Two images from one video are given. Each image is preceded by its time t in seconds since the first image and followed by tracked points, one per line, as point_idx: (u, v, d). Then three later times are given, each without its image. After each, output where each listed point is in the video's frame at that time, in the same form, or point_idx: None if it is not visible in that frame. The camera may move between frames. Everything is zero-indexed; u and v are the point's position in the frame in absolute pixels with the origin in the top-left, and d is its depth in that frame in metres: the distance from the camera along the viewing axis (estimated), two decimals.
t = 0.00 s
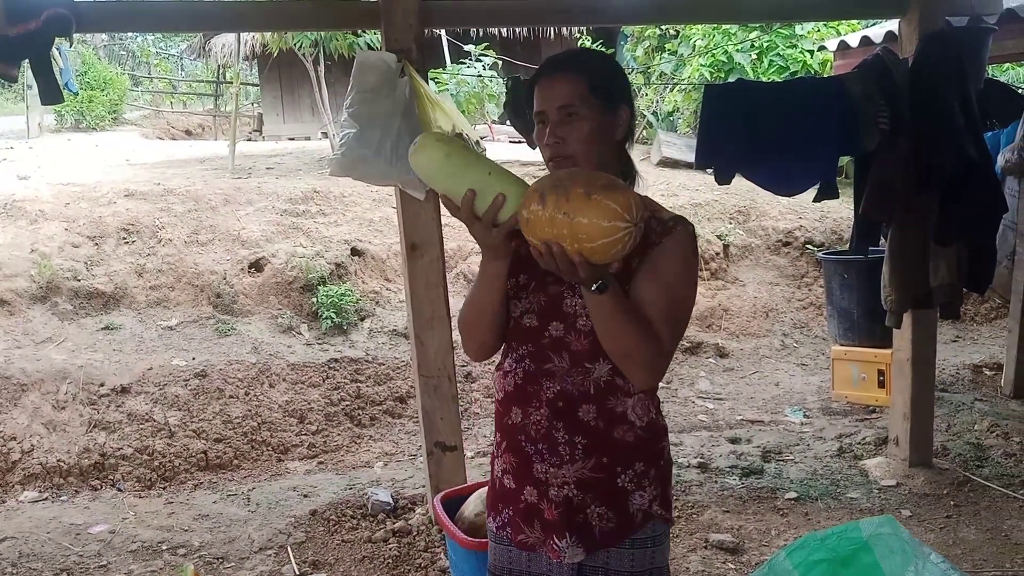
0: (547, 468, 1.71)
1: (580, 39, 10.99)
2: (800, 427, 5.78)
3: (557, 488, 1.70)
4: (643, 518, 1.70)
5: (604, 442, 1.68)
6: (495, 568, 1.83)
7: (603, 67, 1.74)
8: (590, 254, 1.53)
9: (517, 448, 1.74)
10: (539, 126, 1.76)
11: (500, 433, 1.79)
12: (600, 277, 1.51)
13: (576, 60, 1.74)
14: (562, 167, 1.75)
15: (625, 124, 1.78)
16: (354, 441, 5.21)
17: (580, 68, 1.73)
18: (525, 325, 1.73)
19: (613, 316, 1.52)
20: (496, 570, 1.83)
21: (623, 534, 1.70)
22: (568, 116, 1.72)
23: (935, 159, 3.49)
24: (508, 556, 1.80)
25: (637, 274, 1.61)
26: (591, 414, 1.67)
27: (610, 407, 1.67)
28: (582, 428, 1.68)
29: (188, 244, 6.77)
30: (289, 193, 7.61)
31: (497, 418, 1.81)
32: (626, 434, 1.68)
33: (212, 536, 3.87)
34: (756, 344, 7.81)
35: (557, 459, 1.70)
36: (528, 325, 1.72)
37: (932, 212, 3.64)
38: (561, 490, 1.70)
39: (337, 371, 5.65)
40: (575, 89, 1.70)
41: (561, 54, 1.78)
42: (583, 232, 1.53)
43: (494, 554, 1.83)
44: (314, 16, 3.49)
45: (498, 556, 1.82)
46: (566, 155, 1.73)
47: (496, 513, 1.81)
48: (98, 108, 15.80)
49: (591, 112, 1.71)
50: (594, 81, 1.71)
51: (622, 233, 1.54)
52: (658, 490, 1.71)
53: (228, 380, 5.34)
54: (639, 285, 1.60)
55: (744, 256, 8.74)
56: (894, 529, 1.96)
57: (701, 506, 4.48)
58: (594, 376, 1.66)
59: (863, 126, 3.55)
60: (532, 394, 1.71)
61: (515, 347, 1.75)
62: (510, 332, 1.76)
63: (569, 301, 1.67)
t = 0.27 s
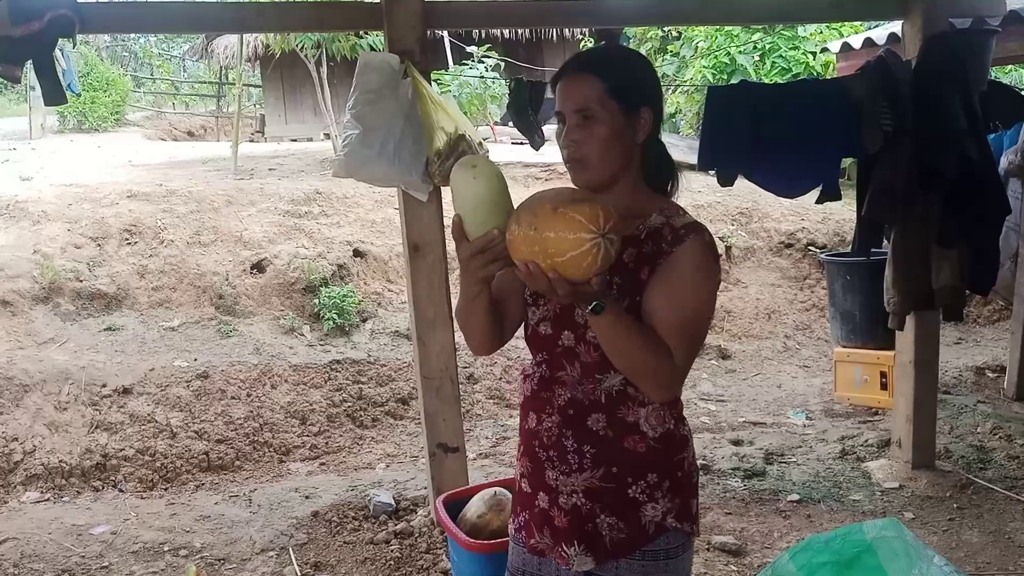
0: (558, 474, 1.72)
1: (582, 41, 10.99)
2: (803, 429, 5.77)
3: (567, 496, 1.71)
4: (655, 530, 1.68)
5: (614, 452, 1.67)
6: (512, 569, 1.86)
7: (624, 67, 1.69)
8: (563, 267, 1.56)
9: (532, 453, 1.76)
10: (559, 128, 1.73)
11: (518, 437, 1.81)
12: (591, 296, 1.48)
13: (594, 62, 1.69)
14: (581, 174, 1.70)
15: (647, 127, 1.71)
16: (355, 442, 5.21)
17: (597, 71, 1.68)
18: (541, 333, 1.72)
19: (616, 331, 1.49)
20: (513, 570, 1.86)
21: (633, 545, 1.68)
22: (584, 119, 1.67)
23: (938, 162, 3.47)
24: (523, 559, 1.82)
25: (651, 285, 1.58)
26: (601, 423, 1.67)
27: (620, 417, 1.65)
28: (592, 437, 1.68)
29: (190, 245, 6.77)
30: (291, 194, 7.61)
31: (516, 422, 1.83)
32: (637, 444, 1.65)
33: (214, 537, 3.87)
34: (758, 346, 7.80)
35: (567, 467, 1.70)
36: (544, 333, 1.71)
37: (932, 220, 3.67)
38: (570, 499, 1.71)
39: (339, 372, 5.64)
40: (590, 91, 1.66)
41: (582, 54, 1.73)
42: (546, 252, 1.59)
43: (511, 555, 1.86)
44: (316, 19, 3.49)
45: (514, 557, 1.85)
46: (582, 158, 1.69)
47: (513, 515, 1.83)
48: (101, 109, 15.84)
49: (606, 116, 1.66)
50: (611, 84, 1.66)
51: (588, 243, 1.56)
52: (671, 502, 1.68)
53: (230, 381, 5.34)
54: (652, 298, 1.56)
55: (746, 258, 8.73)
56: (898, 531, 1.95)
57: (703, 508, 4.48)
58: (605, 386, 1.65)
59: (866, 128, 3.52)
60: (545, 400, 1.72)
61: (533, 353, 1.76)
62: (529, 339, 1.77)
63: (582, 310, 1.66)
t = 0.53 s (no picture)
0: (566, 479, 1.71)
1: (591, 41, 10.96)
2: (811, 431, 5.73)
3: (574, 501, 1.70)
4: (663, 541, 1.64)
5: (621, 461, 1.64)
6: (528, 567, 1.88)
7: (627, 68, 1.65)
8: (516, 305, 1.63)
9: (544, 456, 1.76)
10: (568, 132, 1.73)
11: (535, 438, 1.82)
12: (579, 332, 1.55)
13: (601, 61, 1.67)
14: (589, 178, 1.69)
15: (654, 129, 1.67)
16: (361, 443, 5.19)
17: (601, 71, 1.66)
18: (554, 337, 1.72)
19: (606, 353, 1.52)
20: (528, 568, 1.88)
21: (639, 555, 1.65)
22: (589, 123, 1.66)
23: (946, 163, 3.47)
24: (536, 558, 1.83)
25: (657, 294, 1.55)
26: (608, 430, 1.64)
27: (628, 425, 1.63)
28: (599, 444, 1.65)
29: (197, 244, 6.77)
30: (298, 194, 7.61)
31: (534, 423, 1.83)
32: (645, 453, 1.62)
33: (218, 537, 3.86)
34: (766, 347, 7.75)
35: (575, 472, 1.69)
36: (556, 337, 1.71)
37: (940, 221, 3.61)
38: (577, 504, 1.70)
39: (344, 373, 5.63)
40: (591, 95, 1.65)
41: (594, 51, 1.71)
42: (495, 283, 1.67)
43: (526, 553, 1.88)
44: (322, 18, 3.48)
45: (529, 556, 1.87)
46: (588, 163, 1.67)
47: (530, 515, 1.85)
48: (111, 109, 15.91)
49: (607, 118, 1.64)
50: (614, 85, 1.64)
51: (525, 284, 1.60)
52: (680, 514, 1.64)
53: (236, 381, 5.34)
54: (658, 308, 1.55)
55: (755, 258, 8.68)
56: (906, 537, 1.93)
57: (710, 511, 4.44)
58: (612, 394, 1.63)
59: (875, 127, 3.49)
60: (557, 404, 1.72)
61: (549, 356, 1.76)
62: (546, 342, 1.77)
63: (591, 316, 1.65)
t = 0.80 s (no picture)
0: (557, 484, 1.73)
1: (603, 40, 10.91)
2: (823, 435, 5.66)
3: (564, 507, 1.72)
4: (651, 551, 1.64)
5: (608, 469, 1.64)
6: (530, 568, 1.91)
7: (613, 72, 1.62)
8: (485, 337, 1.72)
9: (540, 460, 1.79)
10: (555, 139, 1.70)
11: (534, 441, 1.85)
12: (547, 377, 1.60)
13: (588, 63, 1.63)
14: (580, 185, 1.66)
15: (643, 129, 1.64)
16: (368, 444, 5.17)
17: (587, 76, 1.62)
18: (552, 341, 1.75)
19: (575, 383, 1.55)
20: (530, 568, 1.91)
21: (627, 564, 1.66)
22: (574, 130, 1.63)
23: (962, 164, 3.41)
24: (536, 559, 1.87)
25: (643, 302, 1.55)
26: (595, 437, 1.65)
27: (615, 432, 1.63)
28: (587, 451, 1.66)
29: (205, 244, 6.78)
30: (308, 194, 7.60)
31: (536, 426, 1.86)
32: (632, 462, 1.62)
33: (222, 539, 3.84)
34: (778, 349, 7.68)
35: (564, 479, 1.71)
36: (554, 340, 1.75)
37: (958, 218, 3.60)
38: (566, 510, 1.72)
39: (352, 373, 5.61)
40: (575, 101, 1.62)
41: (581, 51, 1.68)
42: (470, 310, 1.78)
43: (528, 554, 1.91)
44: (329, 17, 3.47)
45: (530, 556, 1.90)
46: (578, 170, 1.65)
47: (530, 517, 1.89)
48: (125, 109, 15.99)
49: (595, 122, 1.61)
50: (598, 90, 1.61)
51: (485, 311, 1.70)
52: (669, 526, 1.64)
53: (243, 381, 5.33)
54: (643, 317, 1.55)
55: (767, 260, 8.60)
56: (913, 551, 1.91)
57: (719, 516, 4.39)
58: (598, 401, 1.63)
59: (889, 126, 3.42)
60: (550, 409, 1.74)
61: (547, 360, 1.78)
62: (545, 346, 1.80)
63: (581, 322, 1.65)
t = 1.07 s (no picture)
0: (532, 484, 1.70)
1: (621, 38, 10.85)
2: (840, 439, 5.57)
3: (538, 507, 1.68)
4: (625, 552, 1.59)
5: (583, 465, 1.62)
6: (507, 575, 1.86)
7: (584, 76, 1.59)
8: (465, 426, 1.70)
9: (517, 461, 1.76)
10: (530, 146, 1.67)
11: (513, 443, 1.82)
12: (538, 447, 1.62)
13: (556, 68, 1.60)
14: (563, 193, 1.64)
15: (619, 127, 1.63)
16: (379, 443, 5.15)
17: (561, 82, 1.59)
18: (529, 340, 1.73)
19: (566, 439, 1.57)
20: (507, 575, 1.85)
21: (601, 565, 1.60)
22: (550, 140, 1.61)
23: (981, 164, 3.31)
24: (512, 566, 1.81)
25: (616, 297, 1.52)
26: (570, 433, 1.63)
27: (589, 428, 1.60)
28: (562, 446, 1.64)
29: (220, 242, 6.80)
30: (322, 192, 7.60)
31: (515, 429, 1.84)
32: (606, 459, 1.59)
33: (231, 538, 3.84)
34: (796, 351, 7.58)
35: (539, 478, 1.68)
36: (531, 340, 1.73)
37: (979, 217, 3.51)
38: (540, 509, 1.67)
39: (364, 373, 5.60)
40: (548, 111, 1.59)
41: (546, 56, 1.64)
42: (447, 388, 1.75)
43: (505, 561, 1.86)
44: (340, 14, 3.43)
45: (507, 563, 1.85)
46: (557, 177, 1.62)
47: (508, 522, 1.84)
48: (146, 107, 16.13)
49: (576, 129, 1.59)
50: (571, 98, 1.58)
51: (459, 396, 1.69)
52: (643, 525, 1.59)
53: (255, 380, 5.33)
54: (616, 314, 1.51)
55: (786, 260, 8.50)
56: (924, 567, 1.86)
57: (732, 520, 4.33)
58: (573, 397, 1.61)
59: (908, 125, 3.35)
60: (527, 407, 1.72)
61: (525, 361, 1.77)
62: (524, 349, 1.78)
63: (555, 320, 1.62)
